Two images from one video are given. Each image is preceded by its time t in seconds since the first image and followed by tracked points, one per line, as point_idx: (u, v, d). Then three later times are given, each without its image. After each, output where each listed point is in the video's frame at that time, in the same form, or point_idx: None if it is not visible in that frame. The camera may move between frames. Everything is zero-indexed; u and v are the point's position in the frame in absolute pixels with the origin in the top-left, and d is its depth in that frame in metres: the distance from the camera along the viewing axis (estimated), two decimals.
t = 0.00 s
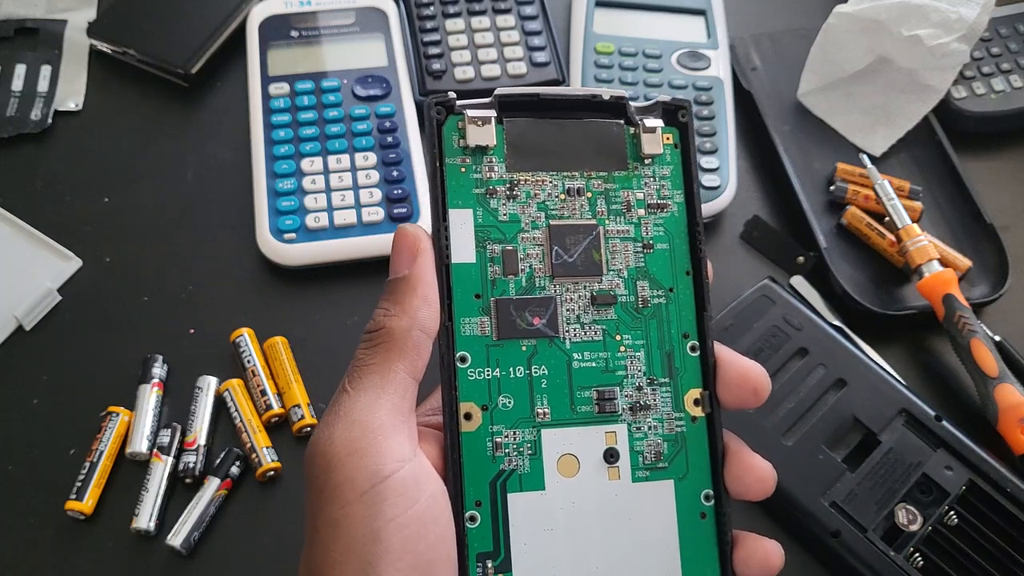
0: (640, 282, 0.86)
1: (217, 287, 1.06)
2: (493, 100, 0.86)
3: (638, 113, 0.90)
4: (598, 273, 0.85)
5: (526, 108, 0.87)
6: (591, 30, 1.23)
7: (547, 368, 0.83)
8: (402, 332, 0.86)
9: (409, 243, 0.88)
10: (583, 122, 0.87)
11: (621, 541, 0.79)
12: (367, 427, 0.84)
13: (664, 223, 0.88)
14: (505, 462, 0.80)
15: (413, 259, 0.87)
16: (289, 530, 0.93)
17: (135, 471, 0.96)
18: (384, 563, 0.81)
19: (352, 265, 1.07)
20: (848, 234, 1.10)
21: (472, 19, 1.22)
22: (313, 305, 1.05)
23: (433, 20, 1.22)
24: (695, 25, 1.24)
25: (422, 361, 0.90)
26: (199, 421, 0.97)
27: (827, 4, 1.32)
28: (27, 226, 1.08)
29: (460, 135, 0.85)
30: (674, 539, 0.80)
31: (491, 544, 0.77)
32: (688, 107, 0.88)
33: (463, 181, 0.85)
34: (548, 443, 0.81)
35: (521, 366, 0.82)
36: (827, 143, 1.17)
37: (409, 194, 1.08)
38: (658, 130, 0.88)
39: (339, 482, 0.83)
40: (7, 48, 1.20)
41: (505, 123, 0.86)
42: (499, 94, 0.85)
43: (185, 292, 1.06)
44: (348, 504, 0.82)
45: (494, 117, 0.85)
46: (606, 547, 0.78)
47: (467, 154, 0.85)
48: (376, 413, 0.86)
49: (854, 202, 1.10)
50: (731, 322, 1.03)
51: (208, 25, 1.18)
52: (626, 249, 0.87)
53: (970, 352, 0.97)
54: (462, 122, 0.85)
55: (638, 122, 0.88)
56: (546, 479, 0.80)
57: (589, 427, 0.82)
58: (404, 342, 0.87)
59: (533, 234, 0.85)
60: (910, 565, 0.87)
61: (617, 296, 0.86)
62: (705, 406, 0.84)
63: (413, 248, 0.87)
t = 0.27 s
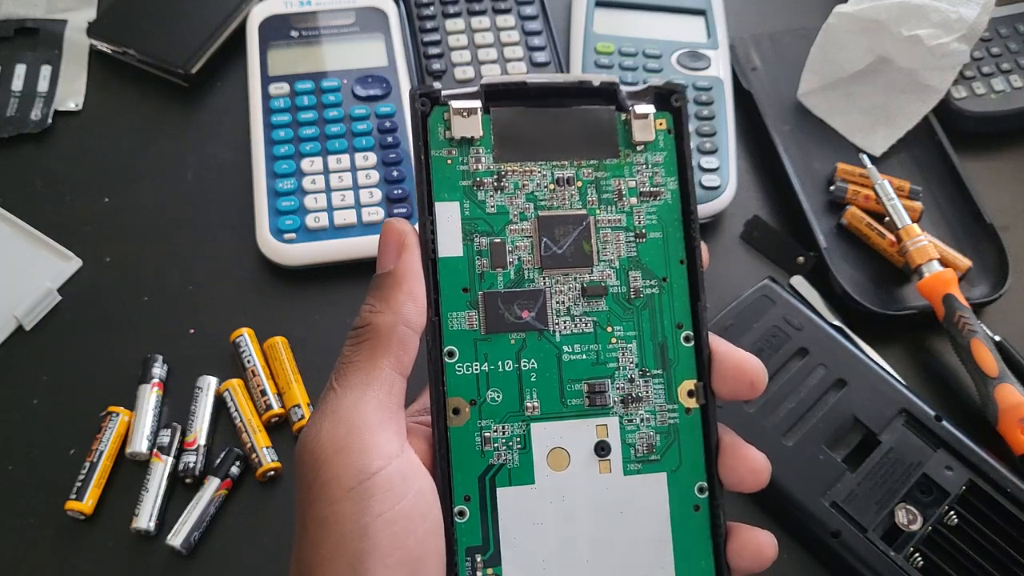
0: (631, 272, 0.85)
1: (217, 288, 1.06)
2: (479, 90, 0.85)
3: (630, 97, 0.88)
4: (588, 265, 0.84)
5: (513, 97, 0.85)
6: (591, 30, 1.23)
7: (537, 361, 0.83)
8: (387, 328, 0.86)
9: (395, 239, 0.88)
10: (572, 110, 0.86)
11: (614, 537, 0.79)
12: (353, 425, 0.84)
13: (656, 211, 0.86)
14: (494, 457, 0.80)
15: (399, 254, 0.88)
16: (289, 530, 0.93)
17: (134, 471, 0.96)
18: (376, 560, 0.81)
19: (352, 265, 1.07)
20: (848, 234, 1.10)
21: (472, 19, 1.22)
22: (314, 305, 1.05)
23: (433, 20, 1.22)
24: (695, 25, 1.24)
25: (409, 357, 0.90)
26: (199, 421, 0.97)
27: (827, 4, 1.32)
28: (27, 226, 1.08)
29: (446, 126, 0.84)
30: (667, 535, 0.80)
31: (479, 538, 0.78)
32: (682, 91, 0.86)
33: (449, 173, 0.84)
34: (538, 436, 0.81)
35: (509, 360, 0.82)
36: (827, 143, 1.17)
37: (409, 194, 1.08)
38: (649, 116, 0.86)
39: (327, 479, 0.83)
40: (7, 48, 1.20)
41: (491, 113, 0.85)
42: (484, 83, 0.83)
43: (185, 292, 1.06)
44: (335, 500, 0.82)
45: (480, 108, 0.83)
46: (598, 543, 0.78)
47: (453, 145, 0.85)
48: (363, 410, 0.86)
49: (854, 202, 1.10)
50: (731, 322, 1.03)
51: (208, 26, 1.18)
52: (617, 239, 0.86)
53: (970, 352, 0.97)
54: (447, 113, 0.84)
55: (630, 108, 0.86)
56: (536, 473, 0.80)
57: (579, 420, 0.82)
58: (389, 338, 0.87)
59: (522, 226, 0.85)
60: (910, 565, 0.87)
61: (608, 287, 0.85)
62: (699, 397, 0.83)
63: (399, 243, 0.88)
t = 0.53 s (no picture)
0: (644, 274, 0.84)
1: (217, 288, 1.06)
2: (492, 86, 0.84)
3: (648, 94, 0.87)
4: (600, 267, 0.84)
5: (528, 93, 0.84)
6: (591, 30, 1.23)
7: (545, 364, 0.83)
8: (394, 330, 0.86)
9: (404, 238, 0.87)
10: (587, 107, 0.85)
11: (618, 539, 0.79)
12: (360, 427, 0.84)
13: (671, 212, 0.85)
14: (500, 460, 0.81)
15: (407, 254, 0.87)
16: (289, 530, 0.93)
17: (135, 471, 0.96)
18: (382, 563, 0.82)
19: (352, 265, 1.07)
20: (849, 234, 1.10)
21: (472, 19, 1.22)
22: (314, 305, 1.05)
23: (433, 20, 1.22)
24: (695, 25, 1.24)
25: (417, 358, 0.89)
26: (199, 421, 0.97)
27: (827, 4, 1.32)
28: (27, 226, 1.08)
29: (457, 124, 0.84)
30: (672, 539, 0.80)
31: (486, 541, 0.79)
32: (702, 88, 0.85)
33: (459, 171, 0.84)
34: (545, 440, 0.82)
35: (518, 362, 0.82)
36: (827, 143, 1.17)
37: (409, 194, 1.08)
38: (666, 114, 0.85)
39: (333, 483, 0.83)
40: (7, 48, 1.20)
41: (503, 110, 0.84)
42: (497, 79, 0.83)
43: (185, 292, 1.06)
44: (342, 504, 0.82)
45: (491, 106, 0.83)
46: (603, 546, 0.79)
47: (464, 143, 0.84)
48: (370, 412, 0.86)
49: (855, 202, 1.10)
50: (732, 322, 1.03)
51: (208, 26, 1.18)
52: (631, 240, 0.85)
53: (970, 352, 0.97)
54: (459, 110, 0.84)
55: (647, 106, 0.85)
56: (543, 477, 0.80)
57: (586, 424, 0.82)
58: (396, 340, 0.86)
59: (533, 226, 0.84)
60: (911, 565, 0.87)
61: (620, 289, 0.84)
62: (710, 402, 0.83)
63: (408, 243, 0.87)
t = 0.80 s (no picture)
0: (643, 274, 0.84)
1: (217, 288, 1.06)
2: (491, 84, 0.84)
3: (646, 94, 0.87)
4: (598, 267, 0.84)
5: (527, 91, 0.85)
6: (591, 30, 1.23)
7: (543, 363, 0.83)
8: (392, 329, 0.86)
9: (403, 236, 0.87)
10: (586, 106, 0.85)
11: (619, 539, 0.79)
12: (357, 427, 0.84)
13: (669, 212, 0.85)
14: (498, 459, 0.81)
15: (405, 253, 0.87)
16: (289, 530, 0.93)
17: (135, 471, 0.96)
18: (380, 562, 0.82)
19: (352, 265, 1.07)
20: (848, 234, 1.10)
21: (472, 19, 1.22)
22: (314, 305, 1.05)
23: (433, 20, 1.22)
24: (695, 25, 1.24)
25: (415, 358, 0.89)
26: (199, 421, 0.97)
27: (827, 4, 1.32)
28: (27, 226, 1.08)
29: (456, 123, 0.84)
30: (672, 538, 0.80)
31: (483, 540, 0.79)
32: (700, 88, 0.85)
33: (458, 170, 0.84)
34: (543, 439, 0.81)
35: (516, 362, 0.82)
36: (827, 143, 1.17)
37: (410, 194, 1.08)
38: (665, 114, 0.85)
39: (332, 483, 0.83)
40: (7, 48, 1.20)
41: (502, 109, 0.84)
42: (496, 78, 0.83)
43: (185, 292, 1.06)
44: (340, 503, 0.82)
45: (490, 104, 0.83)
46: (602, 545, 0.79)
47: (463, 142, 0.84)
48: (367, 412, 0.86)
49: (854, 202, 1.10)
50: (730, 321, 1.03)
51: (208, 26, 1.18)
52: (629, 240, 0.85)
53: (970, 352, 0.97)
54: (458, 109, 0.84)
55: (645, 105, 0.85)
56: (541, 476, 0.80)
57: (583, 424, 0.82)
58: (394, 339, 0.86)
59: (531, 226, 0.84)
60: (909, 565, 0.87)
61: (618, 288, 0.84)
62: (708, 402, 0.83)
63: (406, 241, 0.87)
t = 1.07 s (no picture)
0: (648, 277, 0.84)
1: (217, 288, 1.06)
2: (497, 87, 0.84)
3: (651, 96, 0.87)
4: (604, 270, 0.84)
5: (533, 95, 0.85)
6: (592, 30, 1.23)
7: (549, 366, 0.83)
8: (399, 331, 0.86)
9: (409, 239, 0.88)
10: (592, 109, 0.85)
11: (621, 538, 0.79)
12: (364, 428, 0.84)
13: (675, 215, 0.85)
14: (504, 461, 0.81)
15: (412, 255, 0.87)
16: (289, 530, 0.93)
17: (135, 471, 0.96)
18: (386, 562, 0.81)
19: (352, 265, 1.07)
20: (849, 234, 1.10)
21: (472, 19, 1.22)
22: (314, 305, 1.05)
23: (433, 20, 1.22)
24: (695, 25, 1.24)
25: (421, 360, 0.89)
26: (199, 421, 0.97)
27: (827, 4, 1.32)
28: (26, 226, 1.08)
29: (462, 125, 0.84)
30: (675, 539, 0.80)
31: (489, 542, 0.79)
32: (705, 92, 0.84)
33: (464, 173, 0.84)
34: (549, 442, 0.81)
35: (522, 364, 0.82)
36: (827, 143, 1.17)
37: (409, 194, 1.08)
38: (671, 117, 0.84)
39: (338, 484, 0.83)
40: (7, 48, 1.20)
41: (508, 112, 0.84)
42: (502, 81, 0.83)
43: (185, 292, 1.06)
44: (346, 505, 0.82)
45: (497, 108, 0.83)
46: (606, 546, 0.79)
47: (469, 145, 0.84)
48: (374, 413, 0.86)
49: (854, 202, 1.10)
50: (733, 322, 1.03)
51: (208, 26, 1.18)
52: (634, 243, 0.85)
53: (971, 353, 0.97)
54: (464, 112, 0.84)
55: (651, 109, 0.85)
56: (546, 478, 0.80)
57: (590, 426, 0.82)
58: (401, 340, 0.86)
59: (537, 228, 0.84)
60: (911, 565, 0.87)
61: (624, 291, 0.84)
62: (713, 405, 0.83)
63: (412, 244, 0.87)
